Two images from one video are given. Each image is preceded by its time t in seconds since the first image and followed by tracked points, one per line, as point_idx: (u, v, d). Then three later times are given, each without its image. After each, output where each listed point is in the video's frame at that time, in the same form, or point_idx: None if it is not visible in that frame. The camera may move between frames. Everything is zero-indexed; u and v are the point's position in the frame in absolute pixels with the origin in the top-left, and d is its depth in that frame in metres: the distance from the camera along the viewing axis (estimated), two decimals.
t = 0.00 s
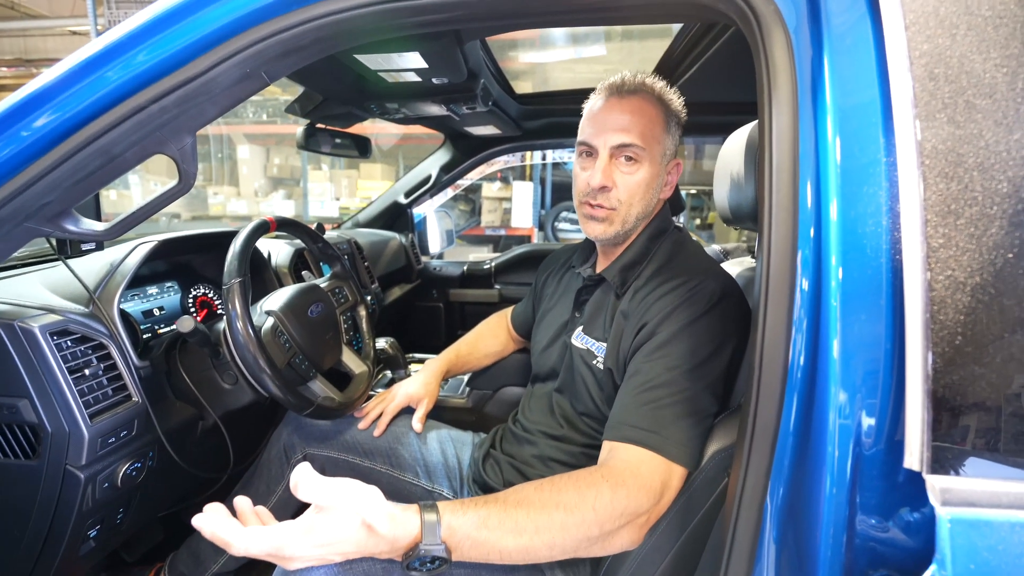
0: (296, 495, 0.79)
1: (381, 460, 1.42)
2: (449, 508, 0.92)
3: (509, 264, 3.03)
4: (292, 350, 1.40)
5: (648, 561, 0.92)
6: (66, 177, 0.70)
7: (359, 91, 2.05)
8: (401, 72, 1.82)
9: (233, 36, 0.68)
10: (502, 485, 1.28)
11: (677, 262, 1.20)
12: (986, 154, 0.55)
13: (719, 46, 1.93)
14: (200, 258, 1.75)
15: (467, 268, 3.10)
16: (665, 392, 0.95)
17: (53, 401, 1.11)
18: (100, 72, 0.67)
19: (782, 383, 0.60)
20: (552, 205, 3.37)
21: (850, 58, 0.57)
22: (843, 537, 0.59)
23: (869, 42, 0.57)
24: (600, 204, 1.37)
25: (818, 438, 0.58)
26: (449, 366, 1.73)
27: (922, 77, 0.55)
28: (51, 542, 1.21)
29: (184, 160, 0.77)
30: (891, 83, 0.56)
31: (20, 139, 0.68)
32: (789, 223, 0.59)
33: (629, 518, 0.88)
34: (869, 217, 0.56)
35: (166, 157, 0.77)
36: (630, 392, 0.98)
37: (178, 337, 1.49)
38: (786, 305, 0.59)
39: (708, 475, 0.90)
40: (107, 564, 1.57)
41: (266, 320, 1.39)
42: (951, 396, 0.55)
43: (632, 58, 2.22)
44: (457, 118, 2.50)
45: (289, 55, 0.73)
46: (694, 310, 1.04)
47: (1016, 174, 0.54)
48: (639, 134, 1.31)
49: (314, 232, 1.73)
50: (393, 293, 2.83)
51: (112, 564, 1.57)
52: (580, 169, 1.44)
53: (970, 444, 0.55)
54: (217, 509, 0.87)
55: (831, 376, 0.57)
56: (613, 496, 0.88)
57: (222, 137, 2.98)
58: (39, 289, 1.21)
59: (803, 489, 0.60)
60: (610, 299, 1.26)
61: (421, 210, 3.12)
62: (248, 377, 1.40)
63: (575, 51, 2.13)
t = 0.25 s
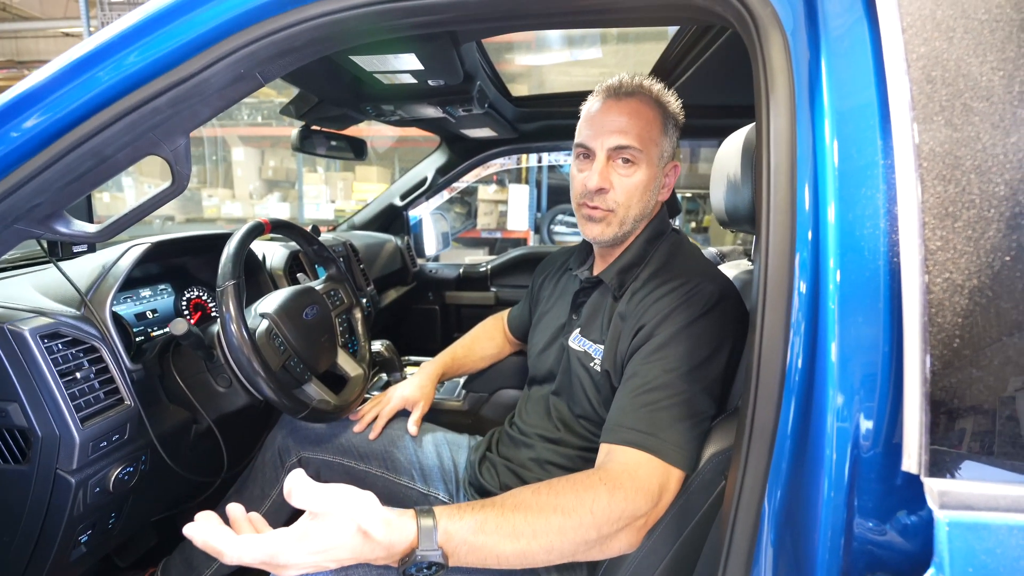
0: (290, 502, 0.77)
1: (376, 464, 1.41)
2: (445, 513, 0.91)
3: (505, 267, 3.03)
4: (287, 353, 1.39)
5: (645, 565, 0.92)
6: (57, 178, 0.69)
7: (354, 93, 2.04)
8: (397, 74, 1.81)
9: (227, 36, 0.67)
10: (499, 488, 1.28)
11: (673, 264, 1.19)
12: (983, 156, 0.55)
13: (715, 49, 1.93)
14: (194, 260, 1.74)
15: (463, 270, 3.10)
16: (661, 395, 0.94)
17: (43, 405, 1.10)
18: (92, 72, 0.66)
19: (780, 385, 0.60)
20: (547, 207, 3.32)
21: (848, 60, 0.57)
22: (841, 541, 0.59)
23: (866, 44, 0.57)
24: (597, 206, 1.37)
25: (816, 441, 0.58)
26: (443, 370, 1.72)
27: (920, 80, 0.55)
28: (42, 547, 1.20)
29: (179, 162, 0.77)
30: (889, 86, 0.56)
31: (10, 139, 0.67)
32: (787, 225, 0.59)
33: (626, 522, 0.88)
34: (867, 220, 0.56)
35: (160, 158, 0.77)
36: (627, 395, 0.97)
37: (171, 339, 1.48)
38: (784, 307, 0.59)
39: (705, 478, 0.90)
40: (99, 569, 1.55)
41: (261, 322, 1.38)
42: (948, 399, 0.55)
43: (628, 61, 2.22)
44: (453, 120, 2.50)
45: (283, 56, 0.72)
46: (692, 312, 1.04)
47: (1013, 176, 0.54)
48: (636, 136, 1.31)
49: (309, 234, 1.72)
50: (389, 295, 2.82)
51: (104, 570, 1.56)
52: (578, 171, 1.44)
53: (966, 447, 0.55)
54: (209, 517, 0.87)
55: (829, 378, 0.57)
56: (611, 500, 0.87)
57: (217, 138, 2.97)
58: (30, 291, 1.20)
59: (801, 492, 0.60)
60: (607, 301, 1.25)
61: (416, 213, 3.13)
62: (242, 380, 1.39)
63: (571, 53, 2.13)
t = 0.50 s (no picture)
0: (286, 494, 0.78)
1: (374, 463, 1.42)
2: (443, 511, 0.91)
3: (501, 266, 3.03)
4: (283, 354, 1.38)
5: (643, 563, 0.92)
6: (48, 178, 0.69)
7: (350, 92, 2.03)
8: (392, 72, 1.81)
9: (219, 34, 0.67)
10: (497, 487, 1.27)
11: (670, 262, 1.19)
12: (978, 151, 0.54)
13: (711, 46, 1.93)
14: (189, 261, 1.73)
15: (460, 270, 3.09)
16: (658, 392, 0.94)
17: (36, 408, 1.09)
18: (82, 71, 0.66)
19: (777, 383, 0.59)
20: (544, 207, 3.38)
21: (844, 58, 0.57)
22: (839, 536, 0.59)
23: (862, 41, 0.57)
24: (590, 202, 1.36)
25: (814, 437, 0.58)
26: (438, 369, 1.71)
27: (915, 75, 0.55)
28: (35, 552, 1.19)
29: (171, 162, 0.77)
30: (883, 83, 0.56)
31: None
32: (783, 222, 0.59)
33: (625, 519, 0.87)
34: (863, 216, 0.56)
35: (152, 158, 0.77)
36: (625, 393, 0.97)
37: (165, 341, 1.47)
38: (780, 304, 0.59)
39: (703, 475, 0.90)
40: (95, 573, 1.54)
41: (256, 323, 1.37)
42: (946, 393, 0.55)
43: (623, 59, 2.22)
44: (448, 119, 2.49)
45: (276, 54, 0.71)
46: (689, 309, 1.04)
47: (1009, 171, 0.54)
48: (628, 131, 1.31)
49: (304, 234, 1.71)
50: (385, 295, 2.81)
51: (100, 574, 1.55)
52: (571, 168, 1.44)
53: (962, 442, 0.55)
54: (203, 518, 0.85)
55: (826, 374, 0.57)
56: (609, 497, 0.87)
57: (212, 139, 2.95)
58: (22, 293, 1.19)
59: (799, 488, 0.60)
60: (604, 299, 1.25)
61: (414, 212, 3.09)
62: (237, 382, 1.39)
63: (567, 51, 2.13)
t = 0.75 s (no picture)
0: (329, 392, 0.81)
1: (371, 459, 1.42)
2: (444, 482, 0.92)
3: (498, 265, 3.02)
4: (278, 355, 1.38)
5: (642, 561, 0.92)
6: (39, 180, 0.68)
7: (344, 92, 2.03)
8: (386, 72, 1.80)
9: (211, 34, 0.66)
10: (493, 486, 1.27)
11: (665, 260, 1.19)
12: (972, 148, 0.54)
13: (705, 44, 1.93)
14: (183, 262, 1.72)
15: (456, 269, 3.09)
16: (654, 390, 0.94)
17: (29, 411, 1.08)
18: (73, 72, 0.65)
19: (773, 380, 0.59)
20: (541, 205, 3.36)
21: (838, 56, 0.57)
22: (835, 533, 0.59)
23: (855, 39, 0.57)
24: (584, 201, 1.37)
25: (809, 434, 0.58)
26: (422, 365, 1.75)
27: (909, 72, 0.55)
28: (30, 556, 1.18)
29: (164, 163, 0.76)
30: (877, 80, 0.55)
31: None
32: (778, 220, 0.59)
33: (623, 511, 0.86)
34: (857, 213, 0.56)
35: (145, 159, 0.76)
36: (621, 392, 0.97)
37: (160, 343, 1.47)
38: (775, 302, 0.59)
39: (700, 472, 0.90)
40: None
41: (251, 324, 1.36)
42: (942, 390, 0.54)
43: (619, 57, 2.22)
44: (443, 119, 2.49)
45: (268, 54, 0.71)
46: (684, 306, 1.04)
47: (1002, 168, 0.54)
48: (615, 128, 1.31)
49: (299, 234, 1.71)
50: (381, 295, 2.80)
51: None
52: (563, 169, 1.44)
53: (957, 438, 0.54)
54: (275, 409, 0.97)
55: (821, 372, 0.57)
56: (606, 486, 0.86)
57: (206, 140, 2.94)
58: (15, 296, 1.18)
59: (796, 485, 0.60)
60: (599, 299, 1.25)
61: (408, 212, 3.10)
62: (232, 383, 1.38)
63: (562, 50, 2.13)
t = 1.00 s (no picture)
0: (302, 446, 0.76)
1: (367, 464, 1.41)
2: (437, 507, 0.92)
3: (494, 265, 3.03)
4: (273, 355, 1.38)
5: (637, 560, 0.92)
6: (31, 182, 0.68)
7: (340, 92, 2.03)
8: (381, 72, 1.80)
9: (204, 35, 0.66)
10: (489, 486, 1.28)
11: (659, 259, 1.20)
12: (960, 147, 0.55)
13: (701, 44, 1.94)
14: (178, 263, 1.72)
15: (453, 269, 3.09)
16: (648, 389, 0.94)
17: (23, 414, 1.08)
18: (65, 72, 0.65)
19: (765, 377, 0.60)
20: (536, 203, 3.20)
21: (828, 56, 0.57)
22: (827, 529, 0.59)
23: (845, 39, 0.57)
24: (573, 207, 1.36)
25: (802, 432, 0.58)
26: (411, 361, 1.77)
27: (898, 72, 0.55)
28: (25, 558, 1.18)
29: (158, 164, 0.77)
30: (866, 81, 0.56)
31: None
32: (770, 219, 0.59)
33: (617, 516, 0.87)
34: (848, 211, 0.56)
35: (139, 160, 0.77)
36: (615, 391, 0.97)
37: (155, 344, 1.47)
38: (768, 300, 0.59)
39: (694, 471, 0.90)
40: None
41: (247, 325, 1.36)
42: (931, 388, 0.55)
43: (614, 57, 2.22)
44: (439, 118, 2.49)
45: (262, 55, 0.71)
46: (678, 305, 1.04)
47: (989, 167, 0.54)
48: (600, 131, 1.32)
49: (294, 235, 1.70)
50: (378, 295, 2.80)
51: None
52: (550, 176, 1.44)
53: (949, 434, 0.55)
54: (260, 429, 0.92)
55: (813, 369, 0.57)
56: (600, 494, 0.87)
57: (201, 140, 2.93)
58: (8, 297, 1.18)
59: (789, 482, 0.60)
60: (594, 299, 1.25)
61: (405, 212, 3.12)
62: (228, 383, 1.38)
63: (557, 50, 2.13)
